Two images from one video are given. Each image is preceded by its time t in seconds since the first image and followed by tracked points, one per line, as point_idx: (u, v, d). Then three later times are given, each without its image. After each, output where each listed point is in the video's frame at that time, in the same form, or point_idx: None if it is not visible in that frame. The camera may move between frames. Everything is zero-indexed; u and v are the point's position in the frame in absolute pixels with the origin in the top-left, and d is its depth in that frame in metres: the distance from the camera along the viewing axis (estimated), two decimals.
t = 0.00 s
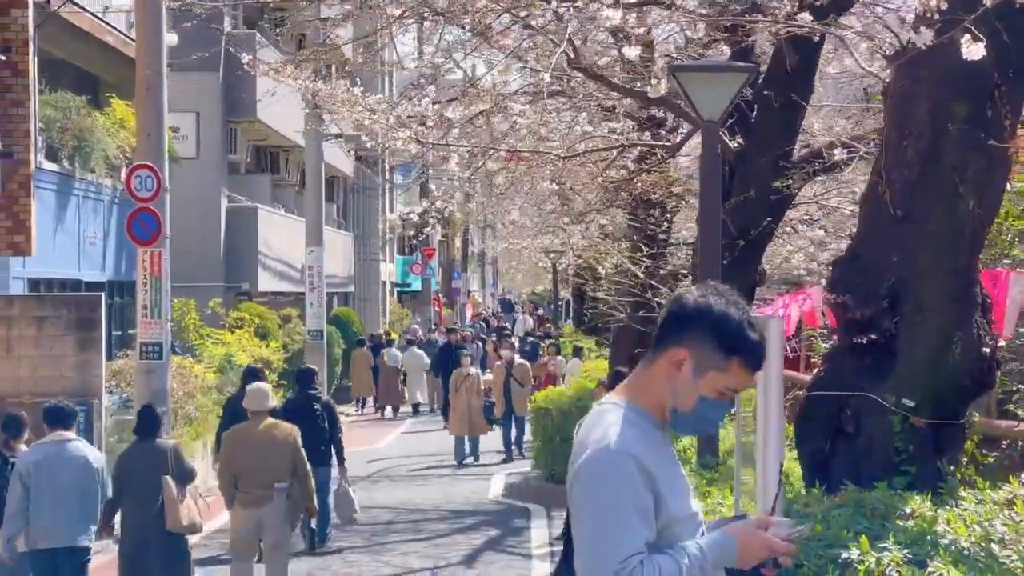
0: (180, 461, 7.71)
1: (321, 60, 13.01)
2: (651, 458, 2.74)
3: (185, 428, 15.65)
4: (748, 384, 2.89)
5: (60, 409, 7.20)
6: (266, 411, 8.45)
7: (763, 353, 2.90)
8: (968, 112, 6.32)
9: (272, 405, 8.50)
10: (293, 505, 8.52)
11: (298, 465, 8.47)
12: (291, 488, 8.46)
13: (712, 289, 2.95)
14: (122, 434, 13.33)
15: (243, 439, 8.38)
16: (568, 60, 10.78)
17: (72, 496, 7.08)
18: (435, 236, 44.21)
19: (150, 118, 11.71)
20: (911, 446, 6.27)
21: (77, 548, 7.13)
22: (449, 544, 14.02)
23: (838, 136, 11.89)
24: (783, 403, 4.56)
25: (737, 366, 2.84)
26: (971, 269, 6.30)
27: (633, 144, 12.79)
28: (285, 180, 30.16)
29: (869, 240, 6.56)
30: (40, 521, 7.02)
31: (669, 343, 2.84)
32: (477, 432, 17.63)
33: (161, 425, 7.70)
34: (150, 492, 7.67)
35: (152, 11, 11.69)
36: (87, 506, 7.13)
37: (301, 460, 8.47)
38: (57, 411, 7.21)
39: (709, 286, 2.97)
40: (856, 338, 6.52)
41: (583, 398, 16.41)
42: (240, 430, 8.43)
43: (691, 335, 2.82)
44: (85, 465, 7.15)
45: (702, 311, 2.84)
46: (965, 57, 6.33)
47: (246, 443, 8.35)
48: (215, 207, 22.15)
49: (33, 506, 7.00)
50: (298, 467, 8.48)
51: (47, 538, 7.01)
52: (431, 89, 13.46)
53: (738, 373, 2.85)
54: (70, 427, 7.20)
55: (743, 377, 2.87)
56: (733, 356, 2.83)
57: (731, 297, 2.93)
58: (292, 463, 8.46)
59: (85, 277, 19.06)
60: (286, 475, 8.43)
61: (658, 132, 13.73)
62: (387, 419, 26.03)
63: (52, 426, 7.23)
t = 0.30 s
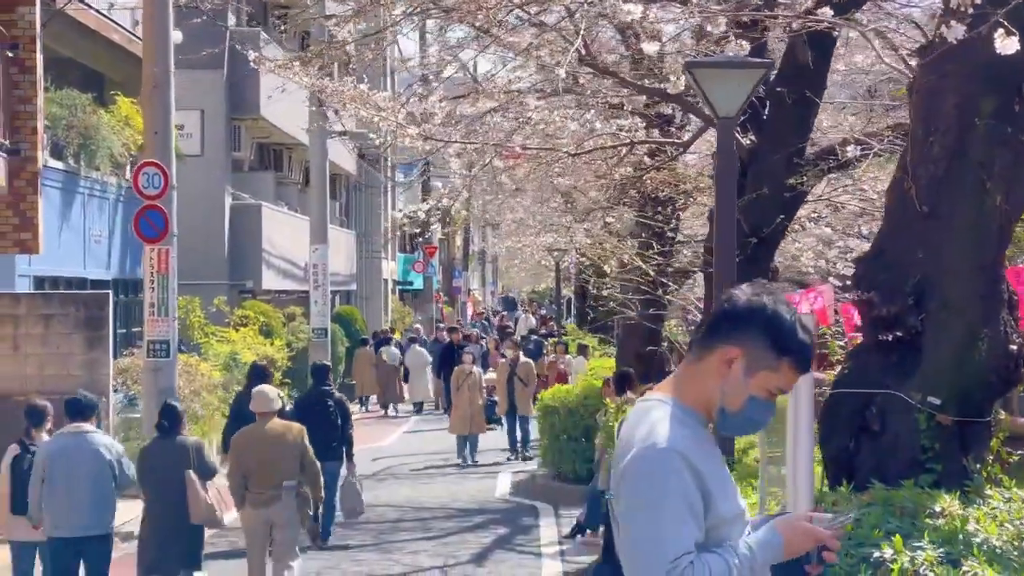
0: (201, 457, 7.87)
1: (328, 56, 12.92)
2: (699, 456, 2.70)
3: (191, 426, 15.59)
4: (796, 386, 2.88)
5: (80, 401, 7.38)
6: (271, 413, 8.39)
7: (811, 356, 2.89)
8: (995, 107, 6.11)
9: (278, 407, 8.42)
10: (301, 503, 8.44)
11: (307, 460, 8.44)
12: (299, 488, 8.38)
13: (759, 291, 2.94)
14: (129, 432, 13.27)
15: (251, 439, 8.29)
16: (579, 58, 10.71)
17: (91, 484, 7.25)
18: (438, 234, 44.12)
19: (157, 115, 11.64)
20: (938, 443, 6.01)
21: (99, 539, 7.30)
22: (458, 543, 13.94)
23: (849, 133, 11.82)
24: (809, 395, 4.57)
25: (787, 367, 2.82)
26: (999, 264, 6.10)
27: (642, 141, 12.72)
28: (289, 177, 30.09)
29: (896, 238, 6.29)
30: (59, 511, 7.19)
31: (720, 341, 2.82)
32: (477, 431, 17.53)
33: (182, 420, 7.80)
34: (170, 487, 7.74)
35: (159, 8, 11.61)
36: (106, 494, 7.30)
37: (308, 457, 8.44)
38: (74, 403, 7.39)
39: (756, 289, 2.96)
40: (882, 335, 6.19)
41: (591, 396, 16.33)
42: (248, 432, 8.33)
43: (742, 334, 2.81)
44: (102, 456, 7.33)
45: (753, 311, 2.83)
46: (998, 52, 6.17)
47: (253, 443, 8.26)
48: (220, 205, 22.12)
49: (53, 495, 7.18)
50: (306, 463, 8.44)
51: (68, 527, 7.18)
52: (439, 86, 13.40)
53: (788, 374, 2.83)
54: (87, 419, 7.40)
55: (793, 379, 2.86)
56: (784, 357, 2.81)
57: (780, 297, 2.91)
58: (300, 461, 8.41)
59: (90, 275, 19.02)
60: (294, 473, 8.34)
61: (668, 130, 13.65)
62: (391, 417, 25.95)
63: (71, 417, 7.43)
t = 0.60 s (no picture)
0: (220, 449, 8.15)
1: (332, 54, 12.87)
2: (737, 456, 2.66)
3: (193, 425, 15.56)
4: (833, 383, 2.82)
5: (108, 400, 7.41)
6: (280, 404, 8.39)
7: (848, 353, 2.83)
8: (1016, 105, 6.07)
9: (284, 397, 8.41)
10: (308, 495, 8.41)
11: (311, 453, 8.41)
12: (305, 478, 8.37)
13: (794, 287, 2.87)
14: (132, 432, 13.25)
15: (257, 431, 8.28)
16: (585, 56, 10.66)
17: (120, 482, 7.34)
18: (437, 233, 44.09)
19: (162, 113, 11.61)
20: (957, 442, 5.97)
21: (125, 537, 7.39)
22: (463, 542, 13.91)
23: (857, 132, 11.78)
24: (834, 399, 4.49)
25: (824, 366, 2.76)
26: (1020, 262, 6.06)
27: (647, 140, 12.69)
28: (289, 176, 30.06)
29: (914, 237, 6.30)
30: (85, 509, 7.28)
31: (755, 339, 2.76)
32: (476, 433, 17.49)
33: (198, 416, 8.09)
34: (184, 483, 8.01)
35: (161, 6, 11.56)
36: (134, 493, 7.38)
37: (314, 450, 8.41)
38: (104, 403, 7.44)
39: (791, 285, 2.89)
40: (900, 334, 6.21)
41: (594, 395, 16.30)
42: (255, 422, 8.34)
43: (778, 333, 2.75)
44: (129, 455, 7.40)
45: (789, 309, 2.77)
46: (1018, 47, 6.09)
47: (259, 435, 8.25)
48: (220, 203, 22.09)
49: (81, 494, 7.28)
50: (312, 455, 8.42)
51: (95, 524, 7.27)
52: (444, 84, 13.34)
53: (825, 372, 2.77)
54: (116, 419, 7.47)
55: (829, 377, 2.80)
56: (821, 355, 2.75)
57: (815, 294, 2.86)
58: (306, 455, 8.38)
59: (91, 274, 18.98)
60: (301, 463, 8.35)
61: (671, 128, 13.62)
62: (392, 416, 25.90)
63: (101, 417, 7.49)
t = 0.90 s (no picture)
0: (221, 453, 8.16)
1: (331, 54, 12.84)
2: (781, 460, 2.65)
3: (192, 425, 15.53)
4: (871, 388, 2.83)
5: (123, 399, 7.63)
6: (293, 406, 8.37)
7: (886, 358, 2.84)
8: None
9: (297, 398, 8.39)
10: (318, 494, 8.43)
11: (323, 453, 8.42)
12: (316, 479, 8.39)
13: (830, 291, 2.88)
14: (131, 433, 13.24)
15: (270, 430, 8.27)
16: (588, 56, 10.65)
17: (135, 476, 7.51)
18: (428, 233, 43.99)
19: (161, 113, 11.59)
20: (974, 443, 6.14)
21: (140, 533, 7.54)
22: (463, 542, 13.91)
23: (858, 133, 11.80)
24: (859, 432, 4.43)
25: (864, 370, 2.78)
26: None
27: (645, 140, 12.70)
28: (282, 176, 30.00)
29: (929, 238, 6.45)
30: (102, 505, 7.45)
31: (797, 344, 2.76)
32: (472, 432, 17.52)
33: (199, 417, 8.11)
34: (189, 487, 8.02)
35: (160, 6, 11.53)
36: (150, 487, 7.55)
37: (328, 452, 8.43)
38: (119, 402, 7.64)
39: (827, 289, 2.89)
40: (916, 335, 6.42)
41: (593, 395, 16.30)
42: (269, 423, 8.31)
43: (820, 337, 2.75)
44: (144, 451, 7.58)
45: (832, 313, 2.77)
46: None
47: (266, 436, 8.25)
48: (215, 203, 22.08)
49: (98, 490, 7.45)
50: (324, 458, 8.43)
51: (112, 519, 7.44)
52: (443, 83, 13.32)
53: (865, 377, 2.79)
54: (130, 417, 7.65)
55: (868, 381, 2.81)
56: (862, 360, 2.77)
57: (854, 300, 2.86)
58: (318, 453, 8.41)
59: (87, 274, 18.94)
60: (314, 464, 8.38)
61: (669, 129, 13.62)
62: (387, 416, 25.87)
63: (116, 416, 7.68)
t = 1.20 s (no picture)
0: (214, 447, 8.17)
1: (322, 53, 12.79)
2: (821, 462, 2.65)
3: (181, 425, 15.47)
4: (911, 389, 2.82)
5: (122, 395, 7.58)
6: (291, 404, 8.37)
7: (928, 359, 2.83)
8: None
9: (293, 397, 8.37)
10: (319, 491, 8.38)
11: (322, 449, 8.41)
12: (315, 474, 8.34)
13: (870, 291, 2.88)
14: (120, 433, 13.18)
15: (267, 429, 8.32)
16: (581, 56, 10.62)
17: (133, 471, 7.47)
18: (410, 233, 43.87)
19: (150, 113, 11.52)
20: (983, 442, 6.24)
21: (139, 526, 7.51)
22: (455, 543, 13.89)
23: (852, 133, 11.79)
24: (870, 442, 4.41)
25: (905, 371, 2.77)
26: None
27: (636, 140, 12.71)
28: (267, 176, 29.90)
29: (937, 238, 6.60)
30: (101, 499, 7.42)
31: (837, 345, 2.76)
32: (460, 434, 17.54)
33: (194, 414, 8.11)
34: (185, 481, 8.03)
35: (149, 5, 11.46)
36: (148, 481, 7.50)
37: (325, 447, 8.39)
38: (118, 397, 7.60)
39: (866, 289, 2.89)
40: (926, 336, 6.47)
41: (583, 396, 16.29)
42: (269, 422, 8.35)
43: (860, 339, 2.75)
44: (143, 446, 7.53)
45: (871, 315, 2.77)
46: None
47: (266, 434, 8.30)
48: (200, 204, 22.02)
49: (96, 485, 7.42)
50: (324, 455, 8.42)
51: (110, 513, 7.41)
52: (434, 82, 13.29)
53: (905, 378, 2.78)
54: (130, 413, 7.61)
55: (909, 382, 2.80)
56: (903, 360, 2.76)
57: (895, 300, 2.85)
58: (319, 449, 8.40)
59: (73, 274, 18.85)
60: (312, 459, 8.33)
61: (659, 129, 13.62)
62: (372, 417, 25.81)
63: (116, 412, 7.64)
